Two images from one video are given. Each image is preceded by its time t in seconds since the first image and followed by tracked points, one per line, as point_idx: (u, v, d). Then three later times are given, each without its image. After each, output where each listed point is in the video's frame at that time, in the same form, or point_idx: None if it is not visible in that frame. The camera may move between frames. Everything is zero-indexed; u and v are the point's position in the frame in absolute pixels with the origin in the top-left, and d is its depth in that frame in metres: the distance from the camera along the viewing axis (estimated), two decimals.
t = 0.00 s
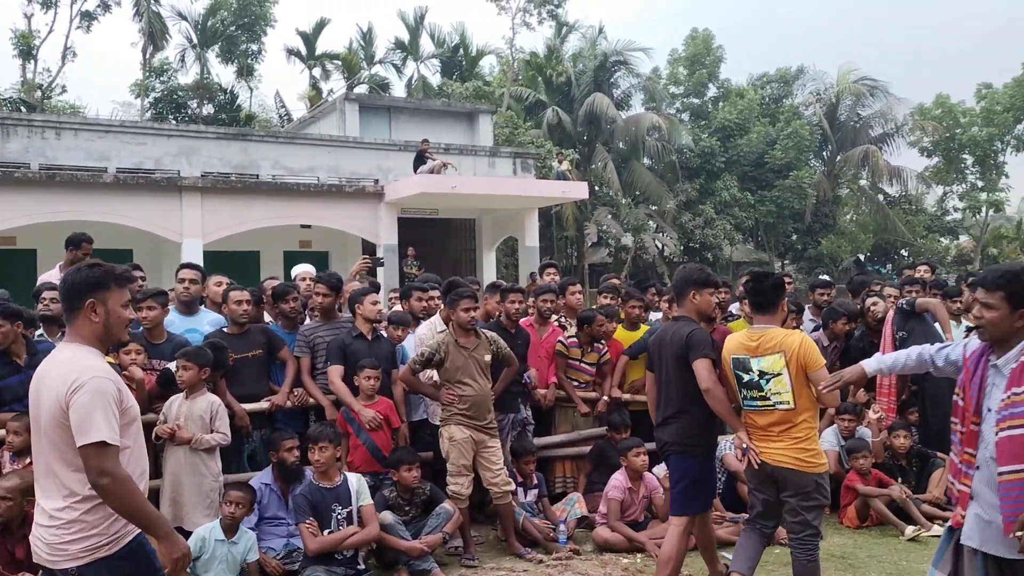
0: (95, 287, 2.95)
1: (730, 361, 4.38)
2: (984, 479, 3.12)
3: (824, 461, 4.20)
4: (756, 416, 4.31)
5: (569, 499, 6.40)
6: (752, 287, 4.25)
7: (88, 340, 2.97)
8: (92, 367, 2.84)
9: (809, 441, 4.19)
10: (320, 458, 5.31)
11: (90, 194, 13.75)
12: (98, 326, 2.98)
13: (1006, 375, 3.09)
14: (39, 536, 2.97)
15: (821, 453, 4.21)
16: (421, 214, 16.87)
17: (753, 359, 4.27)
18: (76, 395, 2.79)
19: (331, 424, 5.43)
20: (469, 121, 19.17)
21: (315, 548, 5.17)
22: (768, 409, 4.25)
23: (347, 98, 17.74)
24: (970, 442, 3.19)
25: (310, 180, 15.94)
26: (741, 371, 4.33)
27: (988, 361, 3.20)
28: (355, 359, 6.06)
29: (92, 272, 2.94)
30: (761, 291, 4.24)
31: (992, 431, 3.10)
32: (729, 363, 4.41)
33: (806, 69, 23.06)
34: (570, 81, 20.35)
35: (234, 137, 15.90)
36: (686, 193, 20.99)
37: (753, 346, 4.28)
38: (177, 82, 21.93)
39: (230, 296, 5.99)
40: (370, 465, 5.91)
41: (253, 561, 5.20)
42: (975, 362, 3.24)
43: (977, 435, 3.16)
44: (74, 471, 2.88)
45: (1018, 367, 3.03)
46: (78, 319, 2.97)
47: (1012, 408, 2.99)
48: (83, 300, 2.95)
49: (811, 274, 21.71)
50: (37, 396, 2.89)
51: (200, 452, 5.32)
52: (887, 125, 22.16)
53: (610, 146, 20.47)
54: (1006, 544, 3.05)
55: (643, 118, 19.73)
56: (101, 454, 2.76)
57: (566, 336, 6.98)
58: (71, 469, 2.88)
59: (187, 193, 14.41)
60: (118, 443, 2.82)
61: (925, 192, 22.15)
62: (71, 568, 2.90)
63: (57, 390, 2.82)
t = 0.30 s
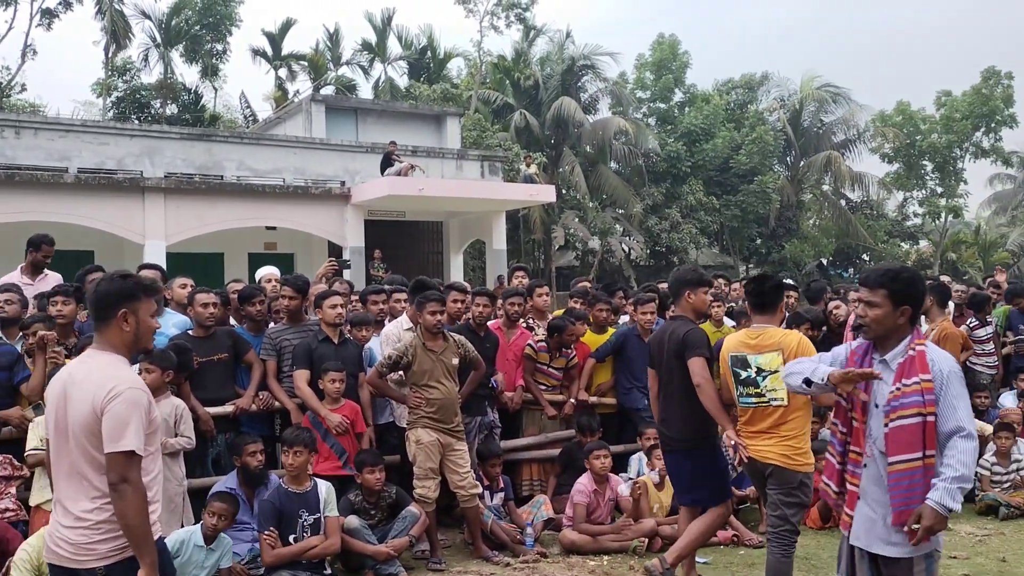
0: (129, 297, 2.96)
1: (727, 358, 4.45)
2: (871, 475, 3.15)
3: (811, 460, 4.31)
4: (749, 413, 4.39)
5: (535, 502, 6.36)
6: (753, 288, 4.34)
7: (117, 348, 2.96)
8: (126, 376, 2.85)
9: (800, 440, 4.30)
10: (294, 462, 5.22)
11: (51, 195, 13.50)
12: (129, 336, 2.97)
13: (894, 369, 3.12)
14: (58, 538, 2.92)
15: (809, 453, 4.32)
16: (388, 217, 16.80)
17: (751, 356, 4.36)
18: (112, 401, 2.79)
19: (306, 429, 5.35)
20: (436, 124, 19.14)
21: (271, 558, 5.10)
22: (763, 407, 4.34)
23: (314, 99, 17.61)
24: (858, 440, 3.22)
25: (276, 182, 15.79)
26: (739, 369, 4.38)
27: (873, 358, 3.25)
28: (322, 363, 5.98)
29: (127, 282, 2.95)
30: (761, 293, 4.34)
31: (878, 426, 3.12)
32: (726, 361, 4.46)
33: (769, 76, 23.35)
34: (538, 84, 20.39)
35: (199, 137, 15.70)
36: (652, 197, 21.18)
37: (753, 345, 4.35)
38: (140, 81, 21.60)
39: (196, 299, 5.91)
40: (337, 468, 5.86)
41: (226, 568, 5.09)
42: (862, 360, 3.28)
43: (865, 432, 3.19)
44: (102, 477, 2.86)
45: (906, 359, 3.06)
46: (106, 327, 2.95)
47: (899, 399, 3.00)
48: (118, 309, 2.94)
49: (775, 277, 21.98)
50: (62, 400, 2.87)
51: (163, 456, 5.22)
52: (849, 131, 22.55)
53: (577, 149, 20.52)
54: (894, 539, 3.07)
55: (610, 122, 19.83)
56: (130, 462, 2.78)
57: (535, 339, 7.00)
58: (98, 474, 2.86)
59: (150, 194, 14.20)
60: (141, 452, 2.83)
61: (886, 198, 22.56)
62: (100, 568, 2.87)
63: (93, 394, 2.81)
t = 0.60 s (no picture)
0: (181, 292, 3.23)
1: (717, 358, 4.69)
2: (788, 483, 3.16)
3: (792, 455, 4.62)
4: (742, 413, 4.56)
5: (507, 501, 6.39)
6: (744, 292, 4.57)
7: (171, 340, 3.23)
8: (185, 366, 3.12)
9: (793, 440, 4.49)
10: (265, 463, 5.16)
11: (15, 191, 13.24)
12: (182, 328, 3.25)
13: (815, 375, 3.14)
14: (115, 517, 3.16)
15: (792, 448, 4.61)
16: (358, 215, 16.70)
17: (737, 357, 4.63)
18: (177, 391, 3.06)
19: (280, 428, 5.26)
20: (407, 122, 19.05)
21: (245, 559, 5.03)
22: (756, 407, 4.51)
23: (283, 96, 17.46)
24: (771, 448, 3.22)
25: (244, 179, 15.62)
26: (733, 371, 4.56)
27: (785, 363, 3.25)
28: (291, 361, 5.87)
29: (181, 279, 3.23)
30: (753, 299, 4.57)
31: (799, 435, 3.14)
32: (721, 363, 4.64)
33: (738, 77, 23.55)
34: (509, 84, 20.38)
35: (166, 134, 15.47)
36: (622, 197, 21.28)
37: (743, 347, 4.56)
38: (106, 77, 21.24)
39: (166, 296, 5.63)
40: (306, 467, 5.81)
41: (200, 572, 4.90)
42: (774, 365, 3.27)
43: (779, 440, 3.19)
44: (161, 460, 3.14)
45: (829, 366, 3.09)
46: (161, 320, 3.22)
47: (830, 408, 3.04)
48: (173, 303, 3.21)
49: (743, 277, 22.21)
50: (122, 388, 3.11)
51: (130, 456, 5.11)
52: (816, 133, 22.84)
53: (548, 149, 20.53)
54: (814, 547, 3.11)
55: (580, 122, 19.88)
56: (194, 447, 3.06)
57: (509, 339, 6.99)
58: (157, 457, 3.13)
59: (116, 191, 13.96)
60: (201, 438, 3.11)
61: (852, 200, 22.89)
62: (157, 543, 3.13)
63: (157, 383, 3.08)
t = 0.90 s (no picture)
0: (200, 284, 3.32)
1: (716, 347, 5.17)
2: (700, 493, 2.90)
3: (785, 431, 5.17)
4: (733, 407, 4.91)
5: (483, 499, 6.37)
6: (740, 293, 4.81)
7: (190, 330, 3.31)
8: (208, 355, 3.21)
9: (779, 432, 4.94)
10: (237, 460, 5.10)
11: None
12: (200, 319, 3.34)
13: (732, 379, 2.88)
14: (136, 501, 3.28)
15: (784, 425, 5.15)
16: (332, 211, 16.60)
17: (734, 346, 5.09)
18: (204, 379, 3.15)
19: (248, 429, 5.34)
20: (381, 119, 18.97)
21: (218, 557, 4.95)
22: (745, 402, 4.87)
23: (256, 91, 17.31)
24: (686, 455, 2.96)
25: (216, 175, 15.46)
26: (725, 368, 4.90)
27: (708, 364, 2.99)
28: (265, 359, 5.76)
29: (205, 271, 3.33)
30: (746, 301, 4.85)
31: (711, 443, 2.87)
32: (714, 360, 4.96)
33: (712, 76, 23.69)
34: (484, 81, 20.35)
35: (137, 128, 15.26)
36: (597, 195, 21.34)
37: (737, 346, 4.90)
38: (75, 70, 20.93)
39: (138, 292, 5.55)
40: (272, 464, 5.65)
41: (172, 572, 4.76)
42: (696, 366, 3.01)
43: (695, 447, 2.94)
44: (190, 445, 3.23)
45: (743, 370, 2.82)
46: (178, 312, 3.29)
47: (738, 415, 2.77)
48: (191, 294, 3.30)
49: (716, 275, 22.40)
50: (144, 376, 3.20)
51: (100, 453, 5.04)
52: (788, 133, 23.07)
53: (523, 146, 20.53)
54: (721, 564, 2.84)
55: (555, 120, 19.90)
56: (236, 429, 3.17)
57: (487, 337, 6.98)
58: (184, 444, 3.22)
59: (86, 185, 13.74)
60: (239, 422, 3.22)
61: (823, 198, 23.13)
62: (166, 530, 3.23)
63: (182, 372, 3.16)
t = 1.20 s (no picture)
0: (223, 290, 3.43)
1: (728, 349, 5.10)
2: (634, 498, 2.88)
3: (803, 439, 4.92)
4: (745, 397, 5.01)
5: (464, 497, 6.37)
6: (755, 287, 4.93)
7: (215, 331, 3.42)
8: (226, 355, 3.31)
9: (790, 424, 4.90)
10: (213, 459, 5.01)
11: None
12: (225, 321, 3.44)
13: (659, 377, 2.86)
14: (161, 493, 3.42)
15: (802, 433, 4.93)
16: (312, 209, 16.50)
17: (746, 347, 5.01)
18: (219, 378, 3.25)
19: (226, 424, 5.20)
20: (362, 117, 18.90)
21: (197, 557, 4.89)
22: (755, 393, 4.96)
23: (235, 88, 17.19)
24: (618, 459, 2.94)
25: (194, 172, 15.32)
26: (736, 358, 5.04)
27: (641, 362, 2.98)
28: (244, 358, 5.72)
29: (229, 278, 3.45)
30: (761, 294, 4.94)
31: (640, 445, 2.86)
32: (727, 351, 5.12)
33: (692, 75, 23.76)
34: (465, 79, 20.33)
35: (115, 125, 15.11)
36: (579, 193, 21.34)
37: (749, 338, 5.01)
38: (52, 67, 20.70)
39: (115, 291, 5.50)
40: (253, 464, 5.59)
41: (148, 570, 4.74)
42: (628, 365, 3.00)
43: (626, 450, 2.91)
44: (209, 443, 3.33)
45: (670, 367, 2.80)
46: (203, 315, 3.41)
47: (663, 414, 2.75)
48: (216, 297, 3.41)
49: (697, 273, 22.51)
50: (170, 376, 3.33)
51: (76, 453, 4.97)
52: (768, 132, 23.21)
53: (505, 144, 20.52)
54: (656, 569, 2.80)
55: (536, 118, 19.90)
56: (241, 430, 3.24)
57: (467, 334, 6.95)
58: (204, 442, 3.33)
59: (63, 183, 13.60)
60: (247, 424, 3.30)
61: (803, 197, 23.27)
62: (185, 518, 3.32)
63: (202, 371, 3.28)
